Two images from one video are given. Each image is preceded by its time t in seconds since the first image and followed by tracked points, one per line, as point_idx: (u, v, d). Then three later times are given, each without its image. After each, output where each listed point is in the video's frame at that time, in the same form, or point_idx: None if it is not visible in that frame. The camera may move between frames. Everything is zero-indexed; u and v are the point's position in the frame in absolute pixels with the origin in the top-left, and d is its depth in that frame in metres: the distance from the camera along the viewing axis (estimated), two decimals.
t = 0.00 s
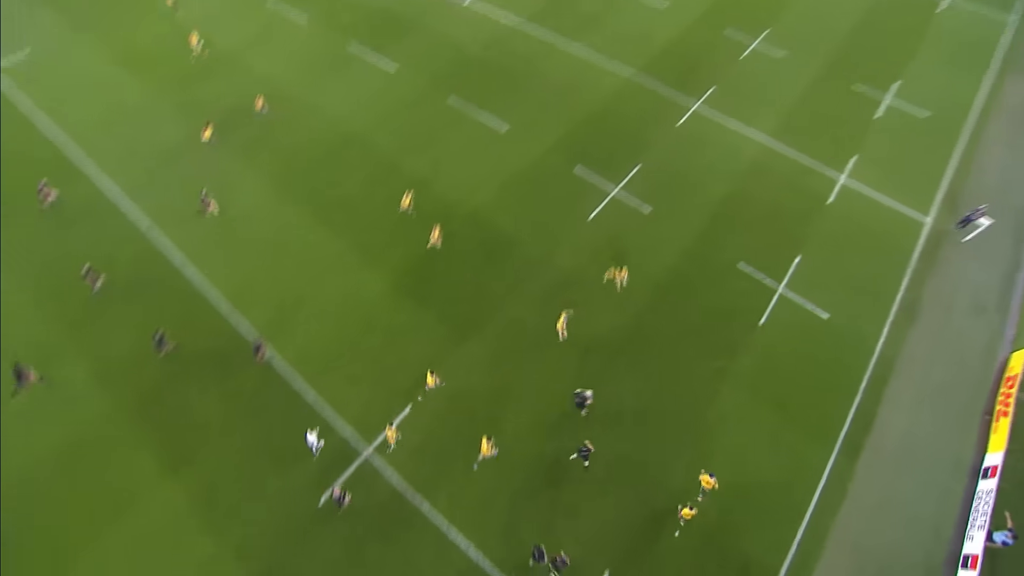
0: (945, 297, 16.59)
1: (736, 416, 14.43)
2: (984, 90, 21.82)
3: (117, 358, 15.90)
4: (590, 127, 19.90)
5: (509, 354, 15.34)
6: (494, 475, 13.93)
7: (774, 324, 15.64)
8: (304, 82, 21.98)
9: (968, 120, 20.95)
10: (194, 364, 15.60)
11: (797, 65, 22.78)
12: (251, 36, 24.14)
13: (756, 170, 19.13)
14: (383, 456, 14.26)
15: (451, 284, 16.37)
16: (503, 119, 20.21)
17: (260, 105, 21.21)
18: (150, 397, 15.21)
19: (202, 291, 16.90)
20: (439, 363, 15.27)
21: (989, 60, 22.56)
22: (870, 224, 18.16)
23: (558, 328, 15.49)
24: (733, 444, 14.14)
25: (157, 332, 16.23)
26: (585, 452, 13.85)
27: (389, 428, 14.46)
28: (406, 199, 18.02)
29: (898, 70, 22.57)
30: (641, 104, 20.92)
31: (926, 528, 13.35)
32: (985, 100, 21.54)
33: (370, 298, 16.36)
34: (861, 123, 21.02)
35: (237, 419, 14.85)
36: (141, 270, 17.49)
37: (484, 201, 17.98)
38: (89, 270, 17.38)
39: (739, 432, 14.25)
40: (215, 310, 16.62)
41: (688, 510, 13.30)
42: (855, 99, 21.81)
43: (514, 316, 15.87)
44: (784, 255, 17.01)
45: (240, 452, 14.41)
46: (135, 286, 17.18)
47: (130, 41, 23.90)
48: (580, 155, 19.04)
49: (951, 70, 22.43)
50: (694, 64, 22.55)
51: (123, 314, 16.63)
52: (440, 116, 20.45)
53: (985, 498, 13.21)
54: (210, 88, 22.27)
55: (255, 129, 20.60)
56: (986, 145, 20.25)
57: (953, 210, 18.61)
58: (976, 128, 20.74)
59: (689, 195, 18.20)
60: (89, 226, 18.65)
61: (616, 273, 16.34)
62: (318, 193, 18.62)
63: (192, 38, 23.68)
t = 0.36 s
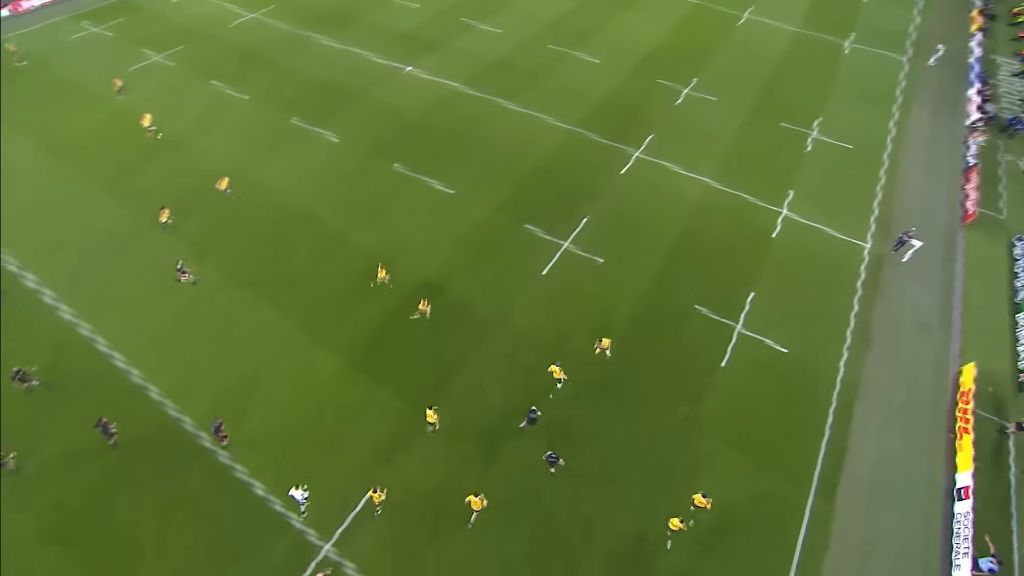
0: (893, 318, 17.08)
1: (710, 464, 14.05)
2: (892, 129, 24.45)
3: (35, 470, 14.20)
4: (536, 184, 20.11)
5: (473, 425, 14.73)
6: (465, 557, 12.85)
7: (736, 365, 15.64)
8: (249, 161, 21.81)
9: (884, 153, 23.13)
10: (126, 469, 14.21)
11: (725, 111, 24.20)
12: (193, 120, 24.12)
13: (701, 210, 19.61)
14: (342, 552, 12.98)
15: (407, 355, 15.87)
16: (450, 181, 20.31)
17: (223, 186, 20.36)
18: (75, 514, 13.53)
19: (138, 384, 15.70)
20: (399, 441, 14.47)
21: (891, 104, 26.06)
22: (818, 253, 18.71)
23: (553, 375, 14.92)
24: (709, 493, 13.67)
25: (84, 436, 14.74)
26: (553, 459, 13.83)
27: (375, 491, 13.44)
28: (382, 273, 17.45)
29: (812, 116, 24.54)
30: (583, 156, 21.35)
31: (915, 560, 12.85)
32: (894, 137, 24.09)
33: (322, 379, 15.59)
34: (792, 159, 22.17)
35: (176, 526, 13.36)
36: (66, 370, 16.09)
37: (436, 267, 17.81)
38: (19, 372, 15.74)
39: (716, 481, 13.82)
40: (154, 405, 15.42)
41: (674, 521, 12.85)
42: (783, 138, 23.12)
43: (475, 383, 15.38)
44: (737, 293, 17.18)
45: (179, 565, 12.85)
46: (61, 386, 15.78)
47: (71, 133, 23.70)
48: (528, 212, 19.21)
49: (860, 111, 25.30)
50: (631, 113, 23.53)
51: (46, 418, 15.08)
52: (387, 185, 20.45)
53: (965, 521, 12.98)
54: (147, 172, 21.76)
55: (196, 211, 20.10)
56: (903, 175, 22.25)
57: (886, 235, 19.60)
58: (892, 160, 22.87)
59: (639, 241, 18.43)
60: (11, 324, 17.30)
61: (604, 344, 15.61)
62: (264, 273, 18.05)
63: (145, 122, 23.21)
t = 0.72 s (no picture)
0: (880, 334, 16.82)
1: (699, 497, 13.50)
2: (872, 139, 24.42)
3: None
4: (514, 205, 19.66)
5: (452, 462, 14.12)
6: None
7: (722, 390, 15.26)
8: (220, 189, 21.18)
9: (865, 164, 23.05)
10: (78, 518, 13.14)
11: (706, 124, 23.93)
12: (161, 145, 23.39)
13: (683, 227, 19.26)
14: None
15: (383, 391, 15.33)
16: (426, 204, 19.82)
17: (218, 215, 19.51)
18: (18, 573, 12.38)
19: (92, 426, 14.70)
20: (374, 482, 13.80)
21: (869, 114, 26.06)
22: (803, 269, 18.47)
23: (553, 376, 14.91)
24: (699, 527, 13.08)
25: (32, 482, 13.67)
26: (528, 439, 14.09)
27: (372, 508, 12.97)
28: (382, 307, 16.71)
29: (793, 126, 24.37)
30: (562, 174, 20.94)
31: None
32: (875, 148, 24.03)
33: (293, 417, 14.88)
34: (773, 172, 21.95)
35: None
36: (16, 412, 15.03)
37: (412, 295, 17.26)
38: None
39: (705, 514, 13.25)
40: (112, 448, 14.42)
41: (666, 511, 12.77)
42: (765, 151, 22.86)
43: (453, 418, 14.83)
44: (722, 314, 16.88)
45: None
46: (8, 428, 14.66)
47: (33, 159, 22.78)
48: (507, 234, 18.74)
49: (840, 121, 25.22)
50: (612, 128, 23.18)
51: None
52: (361, 209, 19.89)
53: (962, 549, 12.53)
54: (112, 200, 20.95)
55: (162, 241, 19.32)
56: (885, 186, 22.15)
57: (871, 248, 19.37)
58: (874, 171, 22.79)
59: (620, 262, 18.04)
60: None
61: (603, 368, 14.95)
62: (233, 304, 17.34)
63: (131, 145, 22.41)
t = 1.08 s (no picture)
0: (894, 362, 16.05)
1: (695, 531, 12.89)
2: (893, 154, 23.49)
3: None
4: (517, 215, 19.16)
5: (440, 482, 13.69)
6: None
7: (724, 417, 14.63)
8: (222, 192, 20.98)
9: (885, 180, 22.15)
10: (60, 529, 12.90)
11: (719, 134, 23.19)
12: (167, 145, 23.30)
13: (691, 242, 18.60)
14: None
15: (373, 406, 14.91)
16: (427, 212, 19.42)
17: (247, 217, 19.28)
18: None
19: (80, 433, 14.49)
20: (359, 501, 13.41)
21: (891, 127, 25.07)
22: (815, 292, 17.77)
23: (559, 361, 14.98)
24: (694, 563, 12.48)
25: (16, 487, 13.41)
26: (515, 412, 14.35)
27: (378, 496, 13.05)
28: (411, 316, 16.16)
29: (810, 139, 23.51)
30: (568, 184, 20.38)
31: None
32: (896, 163, 23.10)
33: (281, 430, 14.57)
34: (788, 187, 21.17)
35: None
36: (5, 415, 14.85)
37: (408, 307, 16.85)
38: None
39: (700, 550, 12.64)
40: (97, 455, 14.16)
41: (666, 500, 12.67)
42: (780, 164, 22.07)
43: (443, 437, 14.39)
44: (726, 336, 16.23)
45: None
46: None
47: (39, 157, 22.81)
48: (507, 245, 18.26)
49: (860, 134, 24.28)
50: (621, 137, 22.58)
51: None
52: (361, 215, 19.55)
53: None
54: (113, 201, 20.84)
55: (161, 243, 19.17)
56: (906, 204, 21.27)
57: (888, 271, 18.57)
58: (894, 187, 21.90)
59: (623, 277, 17.45)
60: None
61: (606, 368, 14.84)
62: (227, 310, 17.08)
63: (156, 141, 22.37)
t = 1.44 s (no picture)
0: (901, 384, 15.46)
1: (686, 559, 12.43)
2: (906, 162, 22.72)
3: None
4: (514, 223, 18.69)
5: (424, 501, 13.30)
6: None
7: (720, 439, 14.13)
8: (215, 193, 20.68)
9: (897, 189, 21.41)
10: (37, 542, 12.65)
11: (725, 140, 22.55)
12: (162, 145, 23.02)
13: (693, 254, 18.03)
14: None
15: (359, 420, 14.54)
16: (421, 219, 19.00)
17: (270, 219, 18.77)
18: None
19: (61, 442, 14.22)
20: (341, 519, 13.04)
21: (905, 134, 24.28)
22: (821, 308, 17.17)
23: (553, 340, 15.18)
24: None
25: None
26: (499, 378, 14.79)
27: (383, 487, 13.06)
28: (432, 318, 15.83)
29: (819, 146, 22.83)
30: (567, 191, 19.85)
31: None
32: (909, 171, 22.32)
33: (264, 443, 14.23)
34: (795, 196, 20.52)
35: None
36: None
37: (398, 317, 16.46)
38: None
39: None
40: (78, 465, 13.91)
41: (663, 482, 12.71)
42: (787, 172, 21.42)
43: (429, 454, 14.00)
44: (726, 354, 15.70)
45: None
46: None
47: (34, 155, 22.59)
48: (502, 254, 17.80)
49: (872, 141, 23.54)
50: (624, 142, 21.99)
51: None
52: (355, 221, 19.16)
53: None
54: (106, 201, 20.59)
55: (153, 246, 18.92)
56: (918, 216, 20.56)
57: (897, 286, 17.94)
58: (906, 198, 21.16)
59: (620, 290, 16.95)
60: None
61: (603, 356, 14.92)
62: (216, 317, 16.78)
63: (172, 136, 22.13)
